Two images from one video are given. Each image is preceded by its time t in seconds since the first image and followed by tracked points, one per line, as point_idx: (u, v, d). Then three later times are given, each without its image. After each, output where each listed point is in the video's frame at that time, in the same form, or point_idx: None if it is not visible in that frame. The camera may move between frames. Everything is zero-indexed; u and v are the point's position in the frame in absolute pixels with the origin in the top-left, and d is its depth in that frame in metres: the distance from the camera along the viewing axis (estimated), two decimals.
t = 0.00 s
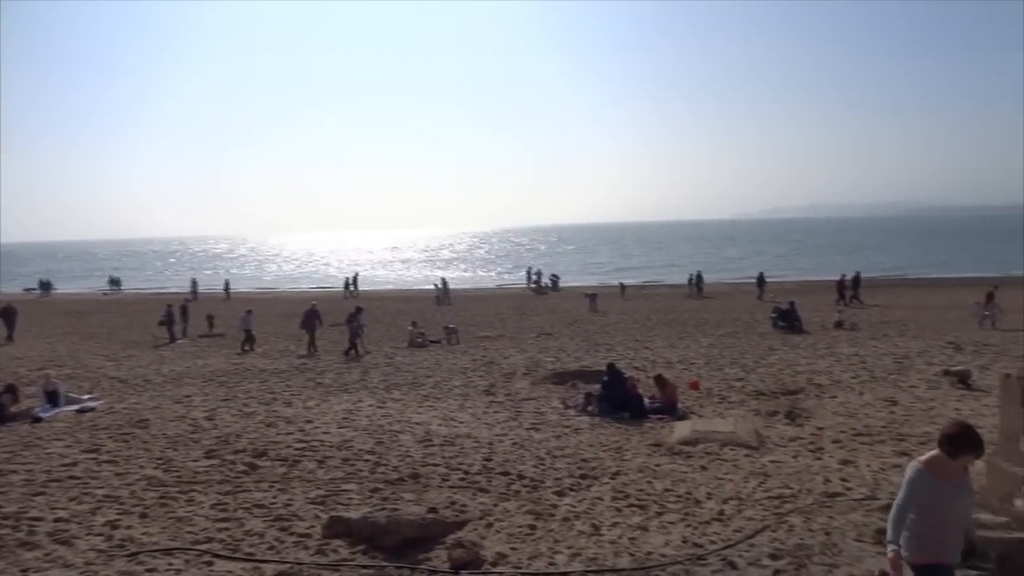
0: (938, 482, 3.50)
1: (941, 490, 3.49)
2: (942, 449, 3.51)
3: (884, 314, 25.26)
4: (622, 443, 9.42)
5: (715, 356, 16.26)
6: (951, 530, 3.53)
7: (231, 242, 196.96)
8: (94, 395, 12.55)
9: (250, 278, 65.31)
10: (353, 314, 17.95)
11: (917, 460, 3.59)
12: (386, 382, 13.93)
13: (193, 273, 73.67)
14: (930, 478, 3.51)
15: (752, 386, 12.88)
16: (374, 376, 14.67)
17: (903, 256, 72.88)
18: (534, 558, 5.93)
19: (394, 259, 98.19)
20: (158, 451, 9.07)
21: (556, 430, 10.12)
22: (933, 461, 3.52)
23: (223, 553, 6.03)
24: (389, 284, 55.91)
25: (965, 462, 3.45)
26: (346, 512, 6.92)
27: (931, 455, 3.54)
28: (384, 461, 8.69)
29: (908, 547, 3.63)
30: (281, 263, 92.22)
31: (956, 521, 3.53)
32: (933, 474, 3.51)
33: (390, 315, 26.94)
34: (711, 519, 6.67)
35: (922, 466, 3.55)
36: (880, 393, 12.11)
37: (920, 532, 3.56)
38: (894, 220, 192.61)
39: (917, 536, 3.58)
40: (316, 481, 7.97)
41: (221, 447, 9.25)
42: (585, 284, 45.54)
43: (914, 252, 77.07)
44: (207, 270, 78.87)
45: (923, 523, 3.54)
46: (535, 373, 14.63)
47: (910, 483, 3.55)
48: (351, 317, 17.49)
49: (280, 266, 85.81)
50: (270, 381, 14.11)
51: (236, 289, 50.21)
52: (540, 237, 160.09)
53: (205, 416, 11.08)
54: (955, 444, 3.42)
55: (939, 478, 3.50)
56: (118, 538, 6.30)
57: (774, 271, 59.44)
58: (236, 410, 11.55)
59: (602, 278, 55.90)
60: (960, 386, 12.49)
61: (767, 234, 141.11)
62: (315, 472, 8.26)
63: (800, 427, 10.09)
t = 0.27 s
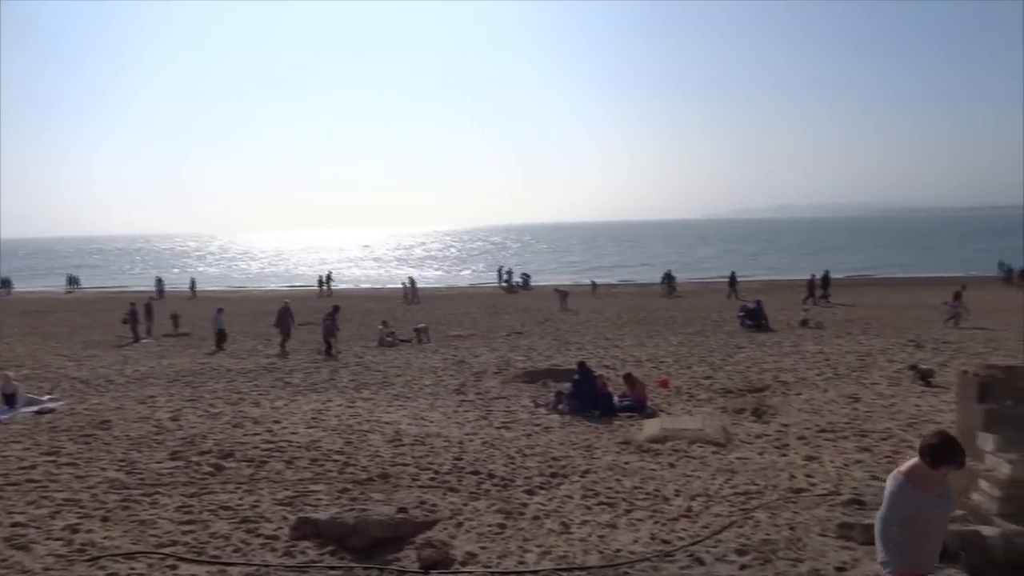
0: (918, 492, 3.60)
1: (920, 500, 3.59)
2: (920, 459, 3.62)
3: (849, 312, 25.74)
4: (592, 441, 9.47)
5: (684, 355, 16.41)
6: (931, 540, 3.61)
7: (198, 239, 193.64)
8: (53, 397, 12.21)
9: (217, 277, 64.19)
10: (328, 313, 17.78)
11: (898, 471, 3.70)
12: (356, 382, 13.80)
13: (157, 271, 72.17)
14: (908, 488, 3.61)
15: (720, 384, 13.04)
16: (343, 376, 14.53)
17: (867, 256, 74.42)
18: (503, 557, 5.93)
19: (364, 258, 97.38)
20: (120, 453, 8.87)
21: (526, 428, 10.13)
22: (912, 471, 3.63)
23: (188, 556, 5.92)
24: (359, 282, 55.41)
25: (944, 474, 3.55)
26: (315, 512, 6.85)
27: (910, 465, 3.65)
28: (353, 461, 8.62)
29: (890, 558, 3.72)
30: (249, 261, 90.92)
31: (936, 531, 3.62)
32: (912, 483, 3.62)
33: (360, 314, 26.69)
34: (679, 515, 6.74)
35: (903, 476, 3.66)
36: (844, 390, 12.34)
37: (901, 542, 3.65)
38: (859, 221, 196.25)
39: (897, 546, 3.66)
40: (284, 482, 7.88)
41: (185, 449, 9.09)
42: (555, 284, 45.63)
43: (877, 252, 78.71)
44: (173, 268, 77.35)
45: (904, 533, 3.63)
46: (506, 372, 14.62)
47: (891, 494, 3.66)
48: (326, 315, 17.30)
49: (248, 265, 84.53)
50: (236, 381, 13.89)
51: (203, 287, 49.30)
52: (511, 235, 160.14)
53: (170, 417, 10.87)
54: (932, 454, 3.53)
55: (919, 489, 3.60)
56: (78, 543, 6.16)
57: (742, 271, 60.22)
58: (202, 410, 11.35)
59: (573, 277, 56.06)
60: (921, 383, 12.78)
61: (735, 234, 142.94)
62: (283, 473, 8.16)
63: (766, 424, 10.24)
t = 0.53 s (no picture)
0: (906, 501, 3.55)
1: (909, 509, 3.54)
2: (908, 468, 3.58)
3: (818, 312, 26.14)
4: (565, 441, 9.50)
5: (657, 354, 16.54)
6: (919, 550, 3.55)
7: (168, 237, 190.42)
8: (15, 398, 11.90)
9: (187, 275, 63.16)
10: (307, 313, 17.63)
11: (885, 481, 3.65)
12: (328, 382, 13.68)
13: (125, 269, 70.85)
14: (896, 496, 3.57)
15: (692, 383, 13.16)
16: (315, 375, 14.40)
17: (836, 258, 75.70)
18: (476, 557, 5.92)
19: (337, 257, 96.56)
20: (85, 455, 8.69)
21: (500, 428, 10.13)
22: (899, 480, 3.59)
23: (154, 559, 5.82)
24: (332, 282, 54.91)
25: (933, 483, 3.51)
26: (285, 515, 6.77)
27: (897, 474, 3.62)
28: (325, 462, 8.54)
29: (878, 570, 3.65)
30: (219, 260, 89.60)
31: (925, 541, 3.56)
32: (899, 492, 3.58)
33: (333, 314, 26.46)
34: (651, 514, 6.80)
35: (890, 486, 3.62)
36: (813, 389, 12.54)
37: (889, 552, 3.58)
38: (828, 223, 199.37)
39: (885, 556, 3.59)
40: (255, 484, 7.78)
41: (153, 450, 8.93)
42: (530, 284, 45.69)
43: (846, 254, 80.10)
44: (141, 266, 75.97)
45: (893, 543, 3.57)
46: (480, 372, 14.60)
47: (879, 503, 3.60)
48: (304, 315, 17.14)
49: (218, 263, 83.32)
50: (206, 382, 13.68)
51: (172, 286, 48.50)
52: (486, 235, 160.03)
53: (137, 418, 10.67)
54: (921, 462, 3.50)
55: (907, 498, 3.56)
56: (41, 547, 6.01)
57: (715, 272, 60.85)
58: (170, 411, 11.17)
59: (547, 277, 56.15)
60: (887, 382, 13.03)
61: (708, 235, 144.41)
62: (253, 475, 8.05)
63: (737, 423, 10.36)
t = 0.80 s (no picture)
0: (889, 503, 3.35)
1: (892, 512, 3.34)
2: (892, 468, 3.39)
3: (781, 314, 26.61)
4: (531, 441, 9.51)
5: (624, 355, 16.66)
6: (895, 553, 3.39)
7: (129, 235, 186.22)
8: None
9: (148, 274, 61.81)
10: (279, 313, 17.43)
11: (867, 481, 3.43)
12: (293, 383, 13.51)
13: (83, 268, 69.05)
14: (879, 499, 3.36)
15: (657, 383, 13.28)
16: (279, 377, 14.19)
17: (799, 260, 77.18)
18: (440, 559, 5.89)
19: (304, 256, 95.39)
20: (38, 460, 8.44)
21: (466, 429, 10.11)
22: (883, 481, 3.38)
23: (110, 566, 5.68)
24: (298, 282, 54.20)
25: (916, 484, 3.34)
26: (246, 518, 6.66)
27: (880, 474, 3.40)
28: (288, 464, 8.42)
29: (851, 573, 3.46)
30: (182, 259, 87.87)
31: (901, 544, 3.41)
32: (882, 494, 3.37)
33: (298, 314, 26.12)
34: (615, 514, 6.84)
35: (873, 486, 3.40)
36: (775, 389, 12.75)
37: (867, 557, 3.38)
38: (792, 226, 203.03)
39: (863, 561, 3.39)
40: (215, 487, 7.64)
41: (110, 454, 8.71)
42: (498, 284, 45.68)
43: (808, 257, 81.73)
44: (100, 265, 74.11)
45: (872, 547, 3.37)
46: (447, 372, 14.54)
47: (862, 505, 3.38)
48: (276, 316, 16.94)
49: (181, 262, 81.70)
50: (166, 383, 13.40)
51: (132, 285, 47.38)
52: (455, 235, 159.64)
53: (93, 421, 10.39)
54: (909, 463, 3.31)
55: (890, 500, 3.36)
56: None
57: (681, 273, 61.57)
58: (129, 413, 10.91)
59: (516, 278, 56.20)
60: (846, 382, 13.32)
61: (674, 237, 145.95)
62: (214, 478, 7.91)
63: (701, 423, 10.48)
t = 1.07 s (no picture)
0: (876, 512, 3.40)
1: (879, 520, 3.39)
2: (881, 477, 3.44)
3: (740, 315, 27.08)
4: (493, 444, 9.49)
5: (586, 357, 16.75)
6: (879, 563, 3.43)
7: (81, 237, 180.88)
8: None
9: (102, 277, 60.12)
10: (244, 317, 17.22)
11: (856, 489, 3.48)
12: (251, 388, 13.26)
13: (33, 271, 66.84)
14: (867, 507, 3.41)
15: (619, 385, 13.38)
16: (237, 382, 13.92)
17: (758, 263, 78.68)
18: (399, 565, 5.83)
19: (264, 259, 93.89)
20: None
21: (427, 433, 10.04)
22: (871, 489, 3.43)
23: None
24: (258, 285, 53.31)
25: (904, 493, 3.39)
26: (199, 527, 6.51)
27: (869, 482, 3.46)
28: (244, 471, 8.25)
29: None
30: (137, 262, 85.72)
31: (886, 553, 3.45)
32: (870, 502, 3.42)
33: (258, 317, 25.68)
34: (575, 516, 6.85)
35: (862, 494, 3.45)
36: (733, 390, 12.95)
37: (851, 563, 3.43)
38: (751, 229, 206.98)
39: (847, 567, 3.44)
40: (168, 496, 7.45)
41: (57, 463, 8.43)
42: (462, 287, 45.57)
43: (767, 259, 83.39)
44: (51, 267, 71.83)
45: (857, 554, 3.41)
46: (409, 376, 14.44)
47: (850, 513, 3.44)
48: (242, 320, 16.74)
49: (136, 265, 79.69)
50: (119, 389, 13.03)
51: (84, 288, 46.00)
52: (420, 238, 158.90)
53: (41, 429, 10.05)
54: (898, 472, 3.36)
55: (877, 509, 3.41)
56: None
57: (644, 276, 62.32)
58: (78, 421, 10.57)
59: (480, 281, 56.13)
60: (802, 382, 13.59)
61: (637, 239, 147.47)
62: (167, 487, 7.71)
63: (661, 424, 10.58)
